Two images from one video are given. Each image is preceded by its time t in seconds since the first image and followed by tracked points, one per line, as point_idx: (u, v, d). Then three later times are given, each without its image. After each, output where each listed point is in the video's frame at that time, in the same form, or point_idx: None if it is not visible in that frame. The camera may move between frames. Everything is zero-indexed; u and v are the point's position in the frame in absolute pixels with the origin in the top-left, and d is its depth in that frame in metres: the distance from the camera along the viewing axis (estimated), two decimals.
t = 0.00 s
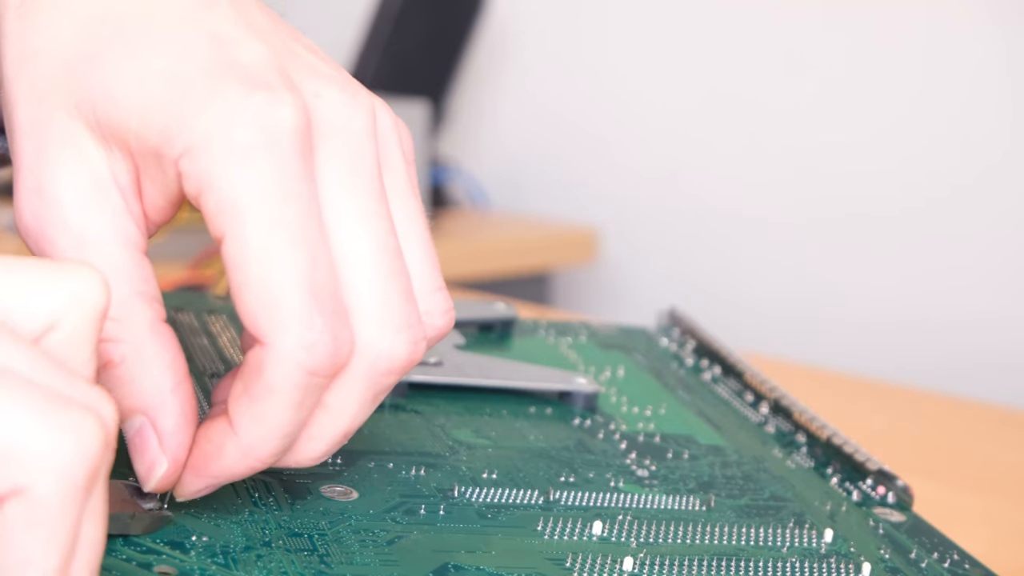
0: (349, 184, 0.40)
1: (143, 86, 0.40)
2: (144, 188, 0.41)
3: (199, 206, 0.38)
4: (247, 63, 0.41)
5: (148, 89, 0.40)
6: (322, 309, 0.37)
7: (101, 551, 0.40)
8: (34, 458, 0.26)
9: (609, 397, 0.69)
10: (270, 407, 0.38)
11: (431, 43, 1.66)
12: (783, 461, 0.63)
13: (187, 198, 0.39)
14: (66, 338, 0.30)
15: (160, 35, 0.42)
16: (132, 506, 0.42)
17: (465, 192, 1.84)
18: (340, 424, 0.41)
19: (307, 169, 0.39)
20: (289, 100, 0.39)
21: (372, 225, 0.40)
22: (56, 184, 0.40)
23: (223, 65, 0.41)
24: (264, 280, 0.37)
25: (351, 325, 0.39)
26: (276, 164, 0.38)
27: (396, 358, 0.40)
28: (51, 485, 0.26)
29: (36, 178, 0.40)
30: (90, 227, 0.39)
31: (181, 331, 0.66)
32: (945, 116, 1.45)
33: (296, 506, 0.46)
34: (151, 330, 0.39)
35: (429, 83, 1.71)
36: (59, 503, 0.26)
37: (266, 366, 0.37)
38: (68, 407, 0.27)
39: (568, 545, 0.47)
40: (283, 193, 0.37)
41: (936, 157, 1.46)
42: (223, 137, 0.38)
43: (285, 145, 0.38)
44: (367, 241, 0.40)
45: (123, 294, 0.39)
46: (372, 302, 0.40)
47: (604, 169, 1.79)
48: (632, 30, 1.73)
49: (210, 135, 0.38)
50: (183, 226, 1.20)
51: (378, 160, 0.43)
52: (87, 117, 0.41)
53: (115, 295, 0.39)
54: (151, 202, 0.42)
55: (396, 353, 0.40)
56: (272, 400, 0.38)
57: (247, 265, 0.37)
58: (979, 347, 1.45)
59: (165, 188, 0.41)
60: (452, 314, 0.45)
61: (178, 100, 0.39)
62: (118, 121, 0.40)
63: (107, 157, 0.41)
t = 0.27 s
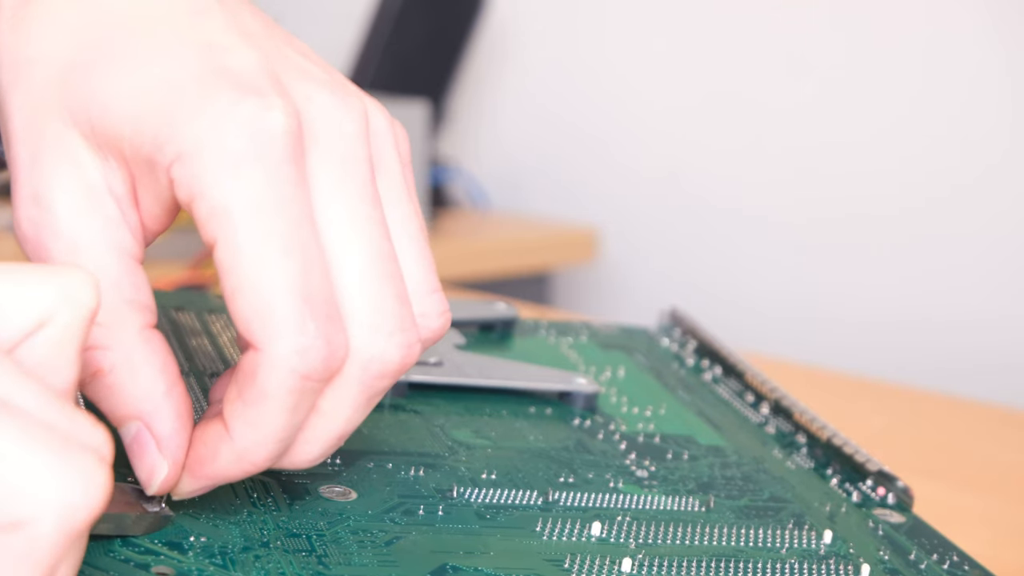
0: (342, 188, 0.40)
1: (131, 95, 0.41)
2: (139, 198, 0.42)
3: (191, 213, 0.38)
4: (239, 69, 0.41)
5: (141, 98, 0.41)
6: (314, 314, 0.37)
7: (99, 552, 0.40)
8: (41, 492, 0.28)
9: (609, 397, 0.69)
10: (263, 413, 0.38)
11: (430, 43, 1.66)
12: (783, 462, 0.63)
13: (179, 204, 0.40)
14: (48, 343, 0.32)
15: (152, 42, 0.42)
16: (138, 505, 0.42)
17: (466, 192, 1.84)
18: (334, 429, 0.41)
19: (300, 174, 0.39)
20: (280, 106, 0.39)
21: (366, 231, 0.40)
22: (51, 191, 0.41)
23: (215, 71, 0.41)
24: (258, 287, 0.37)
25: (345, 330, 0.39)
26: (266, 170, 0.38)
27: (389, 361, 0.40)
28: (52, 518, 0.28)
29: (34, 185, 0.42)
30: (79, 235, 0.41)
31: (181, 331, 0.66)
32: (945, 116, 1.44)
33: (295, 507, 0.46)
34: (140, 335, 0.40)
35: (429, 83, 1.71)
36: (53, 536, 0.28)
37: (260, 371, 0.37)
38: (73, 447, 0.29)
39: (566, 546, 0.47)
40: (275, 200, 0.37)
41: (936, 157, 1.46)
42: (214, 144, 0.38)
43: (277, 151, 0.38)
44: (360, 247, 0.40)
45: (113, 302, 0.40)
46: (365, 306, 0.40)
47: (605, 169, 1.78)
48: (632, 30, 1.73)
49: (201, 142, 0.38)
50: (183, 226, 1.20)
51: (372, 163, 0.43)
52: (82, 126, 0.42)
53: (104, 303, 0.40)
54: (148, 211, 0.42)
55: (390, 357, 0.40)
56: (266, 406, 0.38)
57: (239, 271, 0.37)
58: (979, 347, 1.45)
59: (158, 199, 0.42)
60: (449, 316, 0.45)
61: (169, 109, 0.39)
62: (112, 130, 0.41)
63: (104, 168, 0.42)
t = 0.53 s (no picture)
0: (341, 181, 0.40)
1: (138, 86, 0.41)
2: (142, 183, 0.43)
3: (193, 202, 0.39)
4: (243, 61, 0.42)
5: (146, 89, 0.41)
6: (306, 306, 0.37)
7: (93, 549, 0.40)
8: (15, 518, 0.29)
9: (608, 397, 0.69)
10: (251, 405, 0.38)
11: (430, 44, 1.66)
12: (782, 462, 0.63)
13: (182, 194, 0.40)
14: (23, 346, 0.33)
15: (154, 38, 0.43)
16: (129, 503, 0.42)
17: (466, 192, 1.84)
18: (324, 427, 0.40)
19: (299, 166, 0.39)
20: (285, 99, 0.40)
21: (363, 225, 0.40)
22: (55, 180, 0.42)
23: (219, 64, 0.41)
24: (250, 278, 0.36)
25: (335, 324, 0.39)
26: (267, 162, 0.38)
27: (379, 357, 0.40)
28: (25, 540, 0.29)
29: (36, 174, 0.42)
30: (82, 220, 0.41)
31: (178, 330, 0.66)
32: (946, 116, 1.44)
33: (290, 506, 0.46)
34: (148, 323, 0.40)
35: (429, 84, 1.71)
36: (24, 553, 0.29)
37: (248, 363, 0.37)
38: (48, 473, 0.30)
39: (562, 546, 0.47)
40: (272, 191, 0.37)
41: (937, 157, 1.45)
42: (216, 134, 0.38)
43: (278, 142, 0.38)
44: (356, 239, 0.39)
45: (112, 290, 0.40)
46: (358, 302, 0.39)
47: (606, 170, 1.78)
48: (632, 31, 1.73)
49: (205, 131, 0.38)
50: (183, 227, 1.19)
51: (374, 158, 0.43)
52: (84, 112, 0.43)
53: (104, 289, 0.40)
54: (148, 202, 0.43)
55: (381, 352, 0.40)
56: (255, 398, 0.38)
57: (232, 261, 0.37)
58: (979, 347, 1.44)
59: (162, 186, 0.42)
60: (442, 314, 0.44)
61: (175, 98, 0.40)
62: (114, 121, 0.42)
63: (107, 156, 0.42)
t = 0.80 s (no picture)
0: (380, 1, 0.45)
1: None
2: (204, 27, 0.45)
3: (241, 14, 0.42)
4: None
5: None
6: (350, 93, 0.40)
7: (93, 549, 0.39)
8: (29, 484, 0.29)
9: (608, 397, 0.69)
10: (307, 203, 0.40)
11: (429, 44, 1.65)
12: (782, 462, 0.63)
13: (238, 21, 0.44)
14: (27, 336, 0.34)
15: None
16: (130, 495, 0.42)
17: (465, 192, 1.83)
18: (385, 230, 0.43)
19: None
20: None
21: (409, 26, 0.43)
22: (137, 46, 0.44)
23: None
24: (292, 69, 0.40)
25: (386, 120, 0.42)
26: None
27: (432, 147, 0.43)
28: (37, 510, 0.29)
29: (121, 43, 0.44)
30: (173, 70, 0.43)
31: (177, 330, 0.66)
32: (946, 116, 1.44)
33: (291, 506, 0.46)
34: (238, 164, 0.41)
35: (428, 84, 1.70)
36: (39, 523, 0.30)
37: (300, 156, 0.40)
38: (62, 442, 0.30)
39: (563, 546, 0.47)
40: None
41: (937, 158, 1.46)
42: None
43: None
44: (401, 40, 0.42)
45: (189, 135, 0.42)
46: (408, 89, 0.42)
47: (606, 170, 1.78)
48: (632, 31, 1.73)
49: None
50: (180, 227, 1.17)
51: None
52: None
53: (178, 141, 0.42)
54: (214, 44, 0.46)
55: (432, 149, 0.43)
56: (306, 193, 0.40)
57: (280, 55, 0.40)
58: (980, 346, 1.45)
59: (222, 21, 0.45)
60: (486, 137, 0.48)
61: None
62: None
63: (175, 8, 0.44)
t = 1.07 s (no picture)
0: (324, 88, 0.42)
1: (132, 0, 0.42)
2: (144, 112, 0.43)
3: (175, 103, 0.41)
4: None
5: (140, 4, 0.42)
6: (272, 208, 0.38)
7: (94, 548, 0.39)
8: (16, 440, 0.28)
9: (608, 397, 0.69)
10: (220, 316, 0.38)
11: (430, 44, 1.66)
12: (782, 462, 0.63)
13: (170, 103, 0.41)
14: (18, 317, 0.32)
15: None
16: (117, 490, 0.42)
17: (466, 192, 1.83)
18: (308, 334, 0.42)
19: (282, 69, 0.41)
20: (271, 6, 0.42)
21: (344, 131, 0.42)
22: (63, 117, 0.40)
23: None
24: (220, 173, 0.38)
25: (307, 230, 0.41)
26: (247, 61, 0.40)
27: (355, 263, 0.41)
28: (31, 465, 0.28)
29: (43, 116, 0.40)
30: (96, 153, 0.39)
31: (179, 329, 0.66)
32: (946, 116, 1.44)
33: (292, 506, 0.46)
34: (149, 261, 0.39)
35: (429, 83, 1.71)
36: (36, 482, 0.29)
37: (215, 266, 0.38)
38: (50, 392, 0.29)
39: (563, 546, 0.47)
40: (255, 89, 0.39)
41: (936, 158, 1.46)
42: (207, 36, 0.40)
43: (264, 45, 0.40)
44: (332, 147, 0.41)
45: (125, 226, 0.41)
46: (334, 205, 0.41)
47: (607, 170, 1.78)
48: (632, 31, 1.73)
49: (193, 36, 0.41)
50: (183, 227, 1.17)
51: (358, 84, 0.45)
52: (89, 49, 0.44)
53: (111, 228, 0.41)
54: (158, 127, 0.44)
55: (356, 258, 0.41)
56: (222, 304, 0.38)
57: (206, 158, 0.38)
58: (980, 347, 1.45)
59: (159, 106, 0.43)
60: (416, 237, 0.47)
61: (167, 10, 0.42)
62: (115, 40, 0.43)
63: (109, 82, 0.41)
